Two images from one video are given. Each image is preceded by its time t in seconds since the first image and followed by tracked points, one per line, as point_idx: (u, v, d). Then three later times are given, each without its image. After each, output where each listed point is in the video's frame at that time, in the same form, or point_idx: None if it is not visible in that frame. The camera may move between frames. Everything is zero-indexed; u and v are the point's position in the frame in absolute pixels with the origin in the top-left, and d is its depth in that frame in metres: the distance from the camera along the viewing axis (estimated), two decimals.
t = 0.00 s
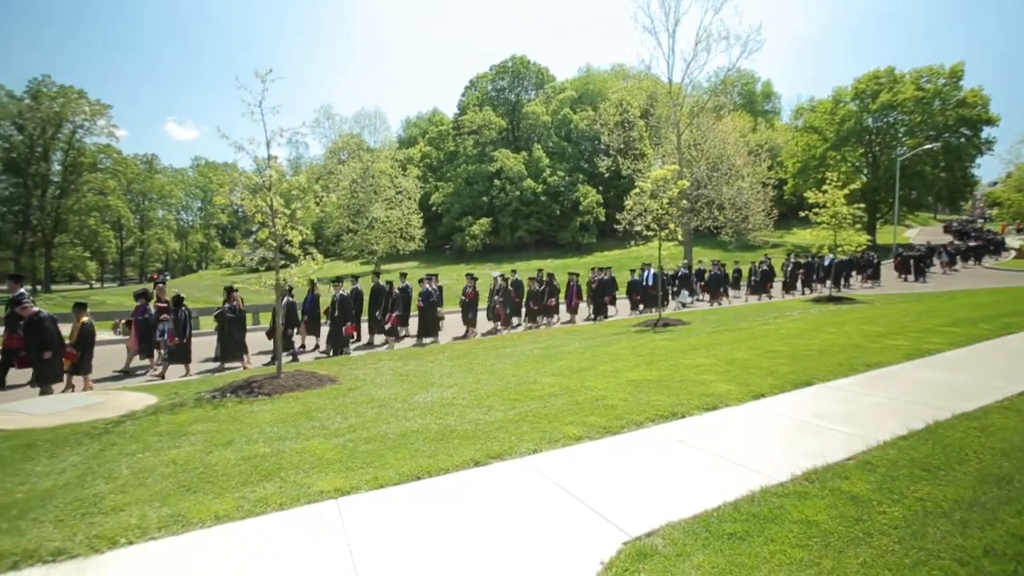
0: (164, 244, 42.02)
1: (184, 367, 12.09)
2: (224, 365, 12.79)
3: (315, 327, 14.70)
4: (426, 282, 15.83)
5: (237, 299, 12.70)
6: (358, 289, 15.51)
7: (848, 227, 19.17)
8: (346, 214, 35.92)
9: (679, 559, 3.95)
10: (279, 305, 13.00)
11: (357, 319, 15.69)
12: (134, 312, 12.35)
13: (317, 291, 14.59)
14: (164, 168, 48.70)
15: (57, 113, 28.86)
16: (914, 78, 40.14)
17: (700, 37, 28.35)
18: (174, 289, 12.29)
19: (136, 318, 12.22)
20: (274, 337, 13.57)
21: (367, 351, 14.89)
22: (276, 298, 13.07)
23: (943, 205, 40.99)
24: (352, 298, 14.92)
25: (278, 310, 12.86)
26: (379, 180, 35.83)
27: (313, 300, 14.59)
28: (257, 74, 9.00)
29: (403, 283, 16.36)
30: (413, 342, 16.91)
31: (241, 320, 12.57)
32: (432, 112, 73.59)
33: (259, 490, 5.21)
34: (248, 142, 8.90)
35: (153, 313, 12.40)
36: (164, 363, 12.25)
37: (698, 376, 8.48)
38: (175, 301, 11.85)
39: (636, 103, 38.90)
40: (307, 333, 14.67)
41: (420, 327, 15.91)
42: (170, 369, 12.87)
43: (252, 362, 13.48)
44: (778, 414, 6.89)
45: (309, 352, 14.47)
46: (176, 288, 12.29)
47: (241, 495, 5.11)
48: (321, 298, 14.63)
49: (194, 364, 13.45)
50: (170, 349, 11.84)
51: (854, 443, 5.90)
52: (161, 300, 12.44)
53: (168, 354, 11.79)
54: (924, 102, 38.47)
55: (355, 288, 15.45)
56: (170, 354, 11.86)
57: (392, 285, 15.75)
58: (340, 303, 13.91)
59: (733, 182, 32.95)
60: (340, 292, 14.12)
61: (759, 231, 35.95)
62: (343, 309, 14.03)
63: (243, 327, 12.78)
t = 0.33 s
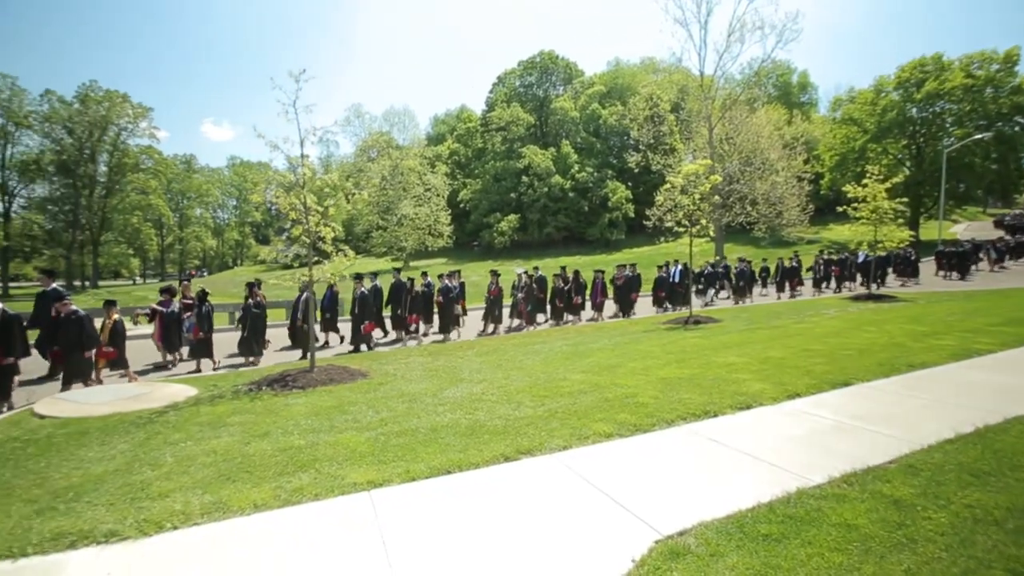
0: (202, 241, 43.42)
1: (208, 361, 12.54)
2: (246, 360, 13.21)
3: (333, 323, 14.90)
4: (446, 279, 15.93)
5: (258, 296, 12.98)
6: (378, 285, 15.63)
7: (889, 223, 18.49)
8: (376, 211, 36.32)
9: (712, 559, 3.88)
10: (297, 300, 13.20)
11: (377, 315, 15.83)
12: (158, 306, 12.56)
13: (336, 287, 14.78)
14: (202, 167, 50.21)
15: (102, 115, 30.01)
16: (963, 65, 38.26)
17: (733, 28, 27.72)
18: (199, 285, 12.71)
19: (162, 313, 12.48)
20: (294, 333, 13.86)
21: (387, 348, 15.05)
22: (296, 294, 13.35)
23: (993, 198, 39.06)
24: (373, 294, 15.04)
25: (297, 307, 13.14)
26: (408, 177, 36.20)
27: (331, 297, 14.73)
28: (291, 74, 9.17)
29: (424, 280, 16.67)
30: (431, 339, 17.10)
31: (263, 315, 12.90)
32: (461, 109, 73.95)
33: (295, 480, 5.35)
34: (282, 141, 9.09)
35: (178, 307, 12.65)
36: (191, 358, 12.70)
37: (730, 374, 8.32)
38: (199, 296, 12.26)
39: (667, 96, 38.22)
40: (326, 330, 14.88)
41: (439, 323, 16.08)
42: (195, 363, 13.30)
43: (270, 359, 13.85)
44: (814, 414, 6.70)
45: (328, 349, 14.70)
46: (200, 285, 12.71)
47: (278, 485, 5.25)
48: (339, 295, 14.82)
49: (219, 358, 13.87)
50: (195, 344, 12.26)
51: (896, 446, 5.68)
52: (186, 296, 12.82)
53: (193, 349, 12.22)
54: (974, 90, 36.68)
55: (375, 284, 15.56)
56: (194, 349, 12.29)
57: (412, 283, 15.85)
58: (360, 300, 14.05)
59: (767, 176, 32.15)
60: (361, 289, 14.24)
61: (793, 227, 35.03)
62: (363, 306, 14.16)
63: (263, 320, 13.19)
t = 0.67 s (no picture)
0: (240, 238, 44.83)
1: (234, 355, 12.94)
2: (271, 355, 13.57)
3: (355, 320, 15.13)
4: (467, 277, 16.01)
5: (282, 293, 13.31)
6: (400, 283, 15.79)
7: (936, 217, 17.68)
8: (407, 208, 36.42)
9: (749, 560, 3.80)
10: (319, 297, 13.44)
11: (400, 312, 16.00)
12: (188, 303, 13.17)
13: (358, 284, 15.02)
14: (240, 167, 51.67)
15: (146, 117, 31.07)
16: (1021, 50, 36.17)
17: (770, 18, 26.96)
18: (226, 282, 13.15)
19: (191, 308, 13.03)
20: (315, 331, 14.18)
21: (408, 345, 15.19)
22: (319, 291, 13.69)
23: None
24: (395, 291, 15.25)
25: (319, 304, 13.45)
26: (438, 174, 36.44)
27: (353, 292, 15.06)
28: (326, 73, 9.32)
29: (447, 277, 16.79)
30: (453, 337, 17.32)
31: (287, 312, 13.27)
32: (491, 106, 74.14)
33: (331, 472, 5.47)
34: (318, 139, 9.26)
35: (206, 303, 13.17)
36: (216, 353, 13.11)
37: (767, 373, 8.11)
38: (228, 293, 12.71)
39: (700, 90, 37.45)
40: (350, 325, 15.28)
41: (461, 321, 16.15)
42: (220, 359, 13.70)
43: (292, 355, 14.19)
44: (854, 416, 6.48)
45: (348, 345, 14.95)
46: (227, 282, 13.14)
47: (315, 476, 5.38)
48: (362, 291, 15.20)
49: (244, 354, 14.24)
50: (222, 339, 12.69)
51: (945, 451, 5.44)
52: (214, 292, 13.31)
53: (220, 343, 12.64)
54: None
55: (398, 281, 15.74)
56: (220, 344, 12.69)
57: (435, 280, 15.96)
58: (382, 296, 14.27)
59: (805, 170, 31.19)
60: (384, 285, 14.40)
61: (832, 222, 33.95)
62: (385, 302, 14.37)
63: (289, 317, 13.55)
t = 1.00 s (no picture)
0: (281, 234, 46.18)
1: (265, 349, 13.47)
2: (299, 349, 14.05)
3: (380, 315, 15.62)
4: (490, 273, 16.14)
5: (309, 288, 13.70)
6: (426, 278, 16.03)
7: (994, 210, 16.78)
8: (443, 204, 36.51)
9: (791, 562, 3.72)
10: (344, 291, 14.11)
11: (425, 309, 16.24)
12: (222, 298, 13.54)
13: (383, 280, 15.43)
14: (281, 165, 53.18)
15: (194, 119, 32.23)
16: None
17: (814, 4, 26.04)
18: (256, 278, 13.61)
19: (224, 303, 13.40)
20: (340, 326, 14.62)
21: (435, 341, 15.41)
22: (344, 286, 14.17)
23: None
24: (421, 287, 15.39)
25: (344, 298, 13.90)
26: (472, 170, 36.58)
27: (378, 288, 15.50)
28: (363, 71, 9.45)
29: (473, 273, 16.93)
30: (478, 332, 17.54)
31: (315, 307, 13.71)
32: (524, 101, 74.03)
33: (371, 462, 5.62)
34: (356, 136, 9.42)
35: (239, 298, 13.59)
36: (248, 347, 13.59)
37: (808, 372, 7.89)
38: (258, 289, 13.13)
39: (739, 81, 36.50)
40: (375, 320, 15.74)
41: (485, 316, 16.25)
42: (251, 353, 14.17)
43: (319, 349, 14.62)
44: (903, 417, 6.21)
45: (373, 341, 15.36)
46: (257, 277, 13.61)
47: (356, 466, 5.54)
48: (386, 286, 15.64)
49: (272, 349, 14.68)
50: (255, 333, 13.20)
51: (1004, 456, 5.16)
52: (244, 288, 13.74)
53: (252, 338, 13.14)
54: None
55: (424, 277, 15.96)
56: (253, 338, 13.24)
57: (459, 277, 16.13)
58: (406, 292, 14.44)
59: (850, 163, 30.06)
60: (409, 280, 14.64)
61: (879, 216, 32.60)
62: (409, 297, 14.56)
63: (316, 311, 13.99)
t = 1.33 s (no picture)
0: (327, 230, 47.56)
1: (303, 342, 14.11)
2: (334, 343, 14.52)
3: (413, 308, 16.17)
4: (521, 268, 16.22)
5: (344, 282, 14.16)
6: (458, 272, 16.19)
7: None
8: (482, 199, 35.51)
9: (844, 566, 3.60)
10: (376, 287, 14.49)
11: (458, 303, 16.46)
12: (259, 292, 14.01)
13: (415, 273, 15.78)
14: (326, 162, 54.63)
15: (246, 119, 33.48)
16: None
17: None
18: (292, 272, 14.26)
19: (262, 297, 13.92)
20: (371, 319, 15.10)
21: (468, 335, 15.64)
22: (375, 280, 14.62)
23: None
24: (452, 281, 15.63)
25: (376, 292, 14.38)
26: (512, 164, 36.63)
27: (411, 282, 15.90)
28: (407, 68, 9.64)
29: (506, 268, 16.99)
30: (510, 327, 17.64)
31: (348, 301, 14.21)
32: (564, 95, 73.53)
33: (416, 452, 5.76)
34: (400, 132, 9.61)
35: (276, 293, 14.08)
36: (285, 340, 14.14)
37: (862, 370, 7.57)
38: (295, 282, 13.71)
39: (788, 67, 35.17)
40: (406, 315, 16.14)
41: (516, 311, 16.36)
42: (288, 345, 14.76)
43: (353, 342, 15.12)
44: (969, 420, 5.87)
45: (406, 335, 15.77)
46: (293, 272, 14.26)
47: (401, 455, 5.69)
48: (419, 281, 15.92)
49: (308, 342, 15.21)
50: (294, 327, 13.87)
51: None
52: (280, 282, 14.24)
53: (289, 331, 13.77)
54: None
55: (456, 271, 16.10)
56: (291, 331, 13.85)
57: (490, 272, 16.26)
58: (437, 286, 14.68)
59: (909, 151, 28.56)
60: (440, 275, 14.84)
61: (941, 206, 30.80)
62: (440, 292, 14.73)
63: (349, 305, 14.46)
